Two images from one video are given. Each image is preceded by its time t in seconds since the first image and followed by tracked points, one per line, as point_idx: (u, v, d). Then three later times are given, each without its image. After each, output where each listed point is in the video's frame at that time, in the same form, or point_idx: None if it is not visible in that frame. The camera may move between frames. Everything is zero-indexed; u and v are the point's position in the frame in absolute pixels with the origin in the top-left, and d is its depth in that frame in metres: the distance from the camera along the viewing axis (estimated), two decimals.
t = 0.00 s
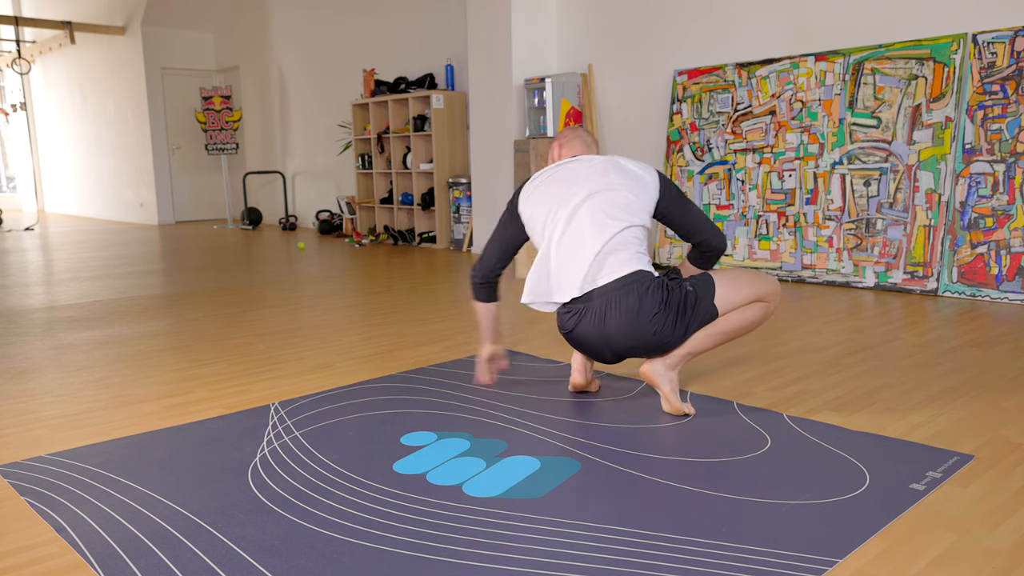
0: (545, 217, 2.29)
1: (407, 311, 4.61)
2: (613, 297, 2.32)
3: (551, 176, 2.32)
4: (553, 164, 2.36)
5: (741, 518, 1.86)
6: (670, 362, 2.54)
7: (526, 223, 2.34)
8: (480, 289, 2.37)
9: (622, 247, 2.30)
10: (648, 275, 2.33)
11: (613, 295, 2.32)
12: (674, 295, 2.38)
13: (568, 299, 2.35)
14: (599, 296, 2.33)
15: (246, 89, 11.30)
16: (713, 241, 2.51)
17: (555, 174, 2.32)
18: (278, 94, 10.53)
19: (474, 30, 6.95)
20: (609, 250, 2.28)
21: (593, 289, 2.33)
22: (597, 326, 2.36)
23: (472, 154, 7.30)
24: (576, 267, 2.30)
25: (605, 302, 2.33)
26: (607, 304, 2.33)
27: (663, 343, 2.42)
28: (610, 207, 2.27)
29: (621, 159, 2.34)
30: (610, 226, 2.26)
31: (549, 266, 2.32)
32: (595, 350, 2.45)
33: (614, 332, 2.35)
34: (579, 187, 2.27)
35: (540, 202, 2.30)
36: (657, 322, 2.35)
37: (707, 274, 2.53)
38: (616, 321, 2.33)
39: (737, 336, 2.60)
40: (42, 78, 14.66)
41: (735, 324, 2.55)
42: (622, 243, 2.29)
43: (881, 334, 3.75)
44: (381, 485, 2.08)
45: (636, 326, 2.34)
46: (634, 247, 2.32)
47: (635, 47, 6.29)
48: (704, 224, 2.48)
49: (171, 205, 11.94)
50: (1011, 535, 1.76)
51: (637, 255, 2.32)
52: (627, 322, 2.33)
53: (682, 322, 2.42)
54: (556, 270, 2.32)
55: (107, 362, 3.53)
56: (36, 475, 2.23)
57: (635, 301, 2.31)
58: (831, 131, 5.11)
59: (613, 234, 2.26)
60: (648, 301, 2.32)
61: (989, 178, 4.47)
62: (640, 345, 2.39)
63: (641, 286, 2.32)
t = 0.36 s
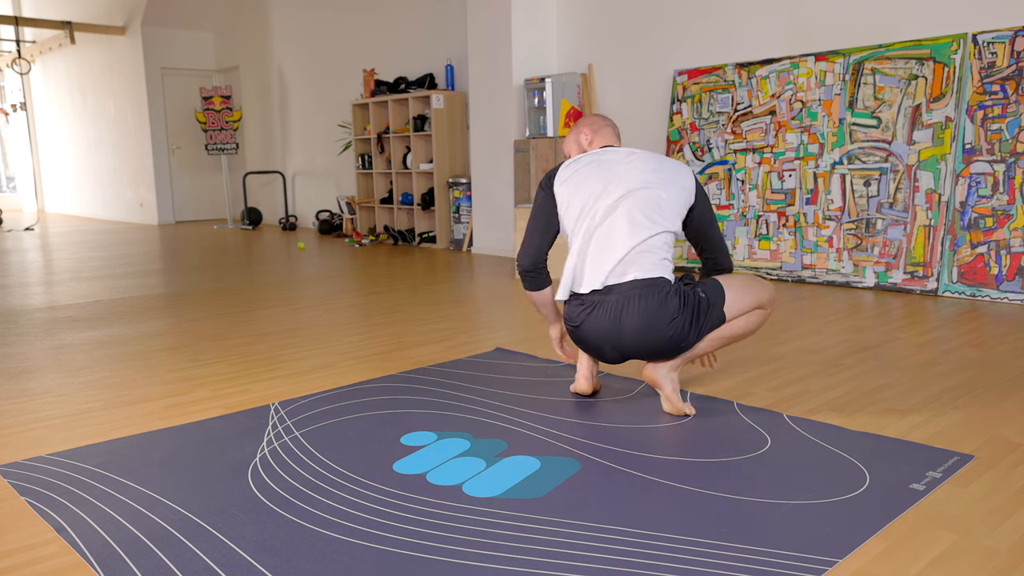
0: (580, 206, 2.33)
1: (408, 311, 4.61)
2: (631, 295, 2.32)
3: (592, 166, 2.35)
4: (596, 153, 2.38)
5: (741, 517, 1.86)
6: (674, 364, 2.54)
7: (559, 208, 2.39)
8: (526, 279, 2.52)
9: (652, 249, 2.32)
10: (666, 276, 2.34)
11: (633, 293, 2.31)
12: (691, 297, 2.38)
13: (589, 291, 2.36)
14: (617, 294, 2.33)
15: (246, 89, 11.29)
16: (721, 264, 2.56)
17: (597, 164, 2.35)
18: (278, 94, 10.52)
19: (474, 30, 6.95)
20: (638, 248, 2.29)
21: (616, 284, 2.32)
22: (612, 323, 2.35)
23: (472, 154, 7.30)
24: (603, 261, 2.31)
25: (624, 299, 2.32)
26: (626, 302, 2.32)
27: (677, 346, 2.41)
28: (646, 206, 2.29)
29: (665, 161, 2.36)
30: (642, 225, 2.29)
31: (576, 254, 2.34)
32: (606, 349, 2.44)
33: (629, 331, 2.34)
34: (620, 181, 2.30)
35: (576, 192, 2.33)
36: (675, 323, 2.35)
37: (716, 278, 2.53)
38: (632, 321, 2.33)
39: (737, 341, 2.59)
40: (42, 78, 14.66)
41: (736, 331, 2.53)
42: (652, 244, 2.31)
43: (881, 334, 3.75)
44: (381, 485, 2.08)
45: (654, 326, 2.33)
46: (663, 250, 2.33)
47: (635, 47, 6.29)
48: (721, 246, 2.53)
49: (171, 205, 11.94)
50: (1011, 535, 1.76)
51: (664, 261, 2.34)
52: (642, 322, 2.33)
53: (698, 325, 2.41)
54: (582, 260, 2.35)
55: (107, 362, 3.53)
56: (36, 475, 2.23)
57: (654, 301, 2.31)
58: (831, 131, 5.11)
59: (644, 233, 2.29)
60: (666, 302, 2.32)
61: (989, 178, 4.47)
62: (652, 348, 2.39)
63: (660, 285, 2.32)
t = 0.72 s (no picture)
0: (593, 209, 2.31)
1: (408, 310, 4.61)
2: (647, 298, 2.30)
3: (604, 166, 2.33)
4: (604, 153, 2.36)
5: (741, 517, 1.86)
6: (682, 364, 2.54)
7: (570, 209, 2.35)
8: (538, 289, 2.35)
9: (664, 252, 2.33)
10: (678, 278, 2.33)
11: (648, 295, 2.30)
12: (704, 300, 2.38)
13: (604, 295, 2.34)
14: (631, 296, 2.32)
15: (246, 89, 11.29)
16: (711, 270, 2.57)
17: (608, 165, 2.33)
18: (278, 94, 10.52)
19: (474, 30, 6.96)
20: (654, 251, 2.29)
21: (631, 287, 2.31)
22: (627, 326, 2.34)
23: (472, 154, 7.30)
24: (618, 266, 2.30)
25: (640, 302, 2.31)
26: (640, 303, 2.31)
27: (691, 347, 2.40)
28: (659, 209, 2.30)
29: (672, 163, 2.38)
30: (657, 227, 2.29)
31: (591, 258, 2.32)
32: (621, 352, 2.43)
33: (643, 333, 2.34)
34: (633, 183, 2.30)
35: (589, 196, 2.31)
36: (690, 325, 2.34)
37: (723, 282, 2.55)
38: (647, 323, 2.32)
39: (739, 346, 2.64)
40: (42, 78, 14.66)
41: (742, 335, 2.59)
42: (666, 247, 2.31)
43: (881, 334, 3.75)
44: (381, 485, 2.08)
45: (668, 327, 2.32)
46: (675, 252, 2.34)
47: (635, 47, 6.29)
48: (710, 251, 2.55)
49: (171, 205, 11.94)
50: (1011, 535, 1.76)
51: (676, 264, 2.34)
52: (657, 324, 2.32)
53: (711, 326, 2.41)
54: (596, 263, 2.33)
55: (107, 362, 3.53)
56: (36, 475, 2.23)
57: (669, 303, 2.30)
58: (831, 131, 5.11)
59: (659, 236, 2.29)
60: (680, 304, 2.31)
61: (989, 178, 4.47)
62: (667, 349, 2.39)
63: (673, 286, 2.31)
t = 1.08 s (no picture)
0: (584, 224, 2.26)
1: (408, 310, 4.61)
2: (655, 301, 2.30)
3: (583, 180, 2.29)
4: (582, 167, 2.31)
5: (742, 517, 1.86)
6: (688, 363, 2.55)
7: (558, 227, 2.30)
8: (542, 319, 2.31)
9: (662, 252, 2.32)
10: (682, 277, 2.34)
11: (656, 298, 2.30)
12: (709, 297, 2.39)
13: (611, 304, 2.33)
14: (640, 300, 2.31)
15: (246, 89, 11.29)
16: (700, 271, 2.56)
17: (587, 177, 2.29)
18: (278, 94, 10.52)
19: (474, 30, 6.95)
20: (653, 253, 2.28)
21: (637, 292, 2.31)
22: (636, 330, 2.33)
23: (473, 153, 7.30)
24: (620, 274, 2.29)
25: (648, 306, 2.31)
26: (650, 306, 2.30)
27: (700, 345, 2.42)
28: (649, 212, 2.28)
29: (646, 163, 2.36)
30: (650, 228, 2.27)
31: (590, 271, 2.28)
32: (633, 356, 2.42)
33: (654, 335, 2.34)
34: (616, 190, 2.26)
35: (577, 212, 2.26)
36: (699, 323, 2.35)
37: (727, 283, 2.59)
38: (657, 325, 2.32)
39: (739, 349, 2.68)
40: (42, 78, 14.66)
41: (743, 336, 2.63)
42: (663, 248, 2.30)
43: (881, 334, 3.75)
44: (381, 485, 2.08)
45: (679, 327, 2.33)
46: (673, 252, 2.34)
47: (635, 47, 6.29)
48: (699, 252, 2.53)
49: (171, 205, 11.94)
50: (1011, 536, 1.76)
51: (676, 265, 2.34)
52: (667, 326, 2.32)
53: (718, 324, 2.42)
54: (597, 275, 2.31)
55: (107, 362, 3.53)
56: (36, 475, 2.23)
57: (676, 303, 2.31)
58: (831, 131, 5.11)
59: (655, 237, 2.28)
60: (687, 303, 2.32)
61: (989, 178, 4.47)
62: (678, 350, 2.39)
63: (678, 285, 2.32)
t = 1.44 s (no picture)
0: (570, 245, 2.17)
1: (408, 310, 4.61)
2: (658, 307, 2.31)
3: (555, 200, 2.16)
4: (548, 187, 2.18)
5: (742, 518, 1.86)
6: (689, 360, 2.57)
7: (542, 254, 2.19)
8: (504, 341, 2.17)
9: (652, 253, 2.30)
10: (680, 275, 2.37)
11: (659, 303, 2.32)
12: (707, 297, 2.42)
13: (614, 316, 2.30)
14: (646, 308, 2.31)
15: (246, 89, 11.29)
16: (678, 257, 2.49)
17: (557, 196, 2.17)
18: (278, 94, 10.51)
19: (474, 30, 6.95)
20: (649, 257, 2.26)
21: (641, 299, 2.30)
22: (642, 337, 2.34)
23: (473, 153, 7.30)
24: (618, 284, 2.25)
25: (653, 311, 2.32)
26: (654, 310, 2.32)
27: (702, 345, 2.45)
28: (629, 217, 2.22)
29: (603, 164, 2.28)
30: (637, 232, 2.23)
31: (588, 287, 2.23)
32: (638, 361, 2.43)
33: (659, 340, 2.36)
34: (593, 202, 2.18)
35: (559, 235, 2.16)
36: (699, 323, 2.39)
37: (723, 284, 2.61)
38: (661, 329, 2.34)
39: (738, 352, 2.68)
40: (42, 78, 14.66)
41: (741, 338, 2.64)
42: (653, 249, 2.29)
43: (881, 334, 3.75)
44: (381, 485, 2.08)
45: (682, 329, 2.36)
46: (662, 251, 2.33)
47: (635, 47, 6.29)
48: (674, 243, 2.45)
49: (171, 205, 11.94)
50: (1012, 536, 1.76)
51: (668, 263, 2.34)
52: (670, 329, 2.35)
53: (718, 323, 2.46)
54: (594, 290, 2.25)
55: (107, 362, 3.53)
56: (36, 474, 2.23)
57: (678, 306, 2.34)
58: (831, 131, 5.11)
59: (643, 239, 2.24)
60: (687, 305, 2.35)
61: (989, 178, 4.47)
62: (680, 351, 2.42)
63: (677, 286, 2.34)
